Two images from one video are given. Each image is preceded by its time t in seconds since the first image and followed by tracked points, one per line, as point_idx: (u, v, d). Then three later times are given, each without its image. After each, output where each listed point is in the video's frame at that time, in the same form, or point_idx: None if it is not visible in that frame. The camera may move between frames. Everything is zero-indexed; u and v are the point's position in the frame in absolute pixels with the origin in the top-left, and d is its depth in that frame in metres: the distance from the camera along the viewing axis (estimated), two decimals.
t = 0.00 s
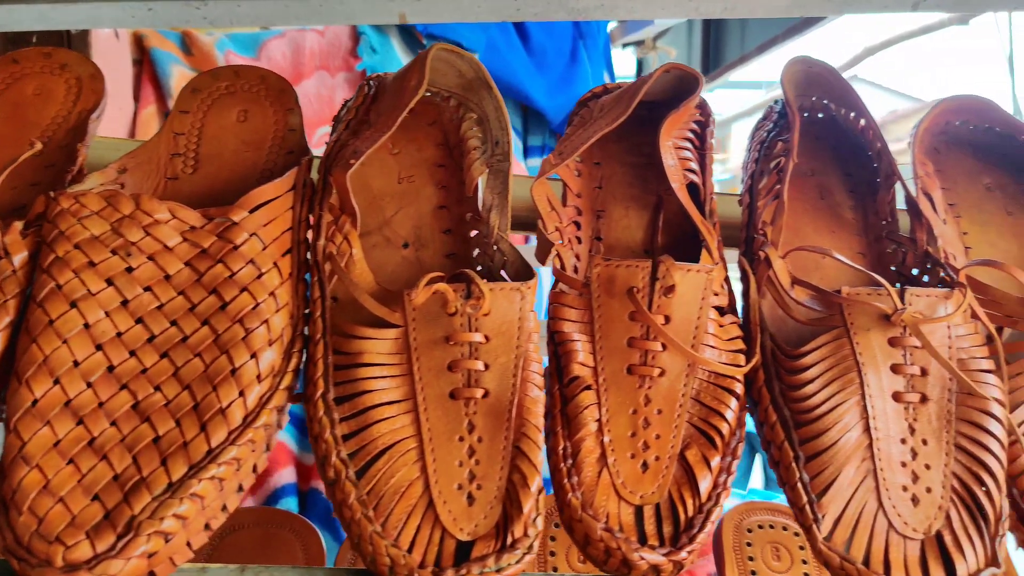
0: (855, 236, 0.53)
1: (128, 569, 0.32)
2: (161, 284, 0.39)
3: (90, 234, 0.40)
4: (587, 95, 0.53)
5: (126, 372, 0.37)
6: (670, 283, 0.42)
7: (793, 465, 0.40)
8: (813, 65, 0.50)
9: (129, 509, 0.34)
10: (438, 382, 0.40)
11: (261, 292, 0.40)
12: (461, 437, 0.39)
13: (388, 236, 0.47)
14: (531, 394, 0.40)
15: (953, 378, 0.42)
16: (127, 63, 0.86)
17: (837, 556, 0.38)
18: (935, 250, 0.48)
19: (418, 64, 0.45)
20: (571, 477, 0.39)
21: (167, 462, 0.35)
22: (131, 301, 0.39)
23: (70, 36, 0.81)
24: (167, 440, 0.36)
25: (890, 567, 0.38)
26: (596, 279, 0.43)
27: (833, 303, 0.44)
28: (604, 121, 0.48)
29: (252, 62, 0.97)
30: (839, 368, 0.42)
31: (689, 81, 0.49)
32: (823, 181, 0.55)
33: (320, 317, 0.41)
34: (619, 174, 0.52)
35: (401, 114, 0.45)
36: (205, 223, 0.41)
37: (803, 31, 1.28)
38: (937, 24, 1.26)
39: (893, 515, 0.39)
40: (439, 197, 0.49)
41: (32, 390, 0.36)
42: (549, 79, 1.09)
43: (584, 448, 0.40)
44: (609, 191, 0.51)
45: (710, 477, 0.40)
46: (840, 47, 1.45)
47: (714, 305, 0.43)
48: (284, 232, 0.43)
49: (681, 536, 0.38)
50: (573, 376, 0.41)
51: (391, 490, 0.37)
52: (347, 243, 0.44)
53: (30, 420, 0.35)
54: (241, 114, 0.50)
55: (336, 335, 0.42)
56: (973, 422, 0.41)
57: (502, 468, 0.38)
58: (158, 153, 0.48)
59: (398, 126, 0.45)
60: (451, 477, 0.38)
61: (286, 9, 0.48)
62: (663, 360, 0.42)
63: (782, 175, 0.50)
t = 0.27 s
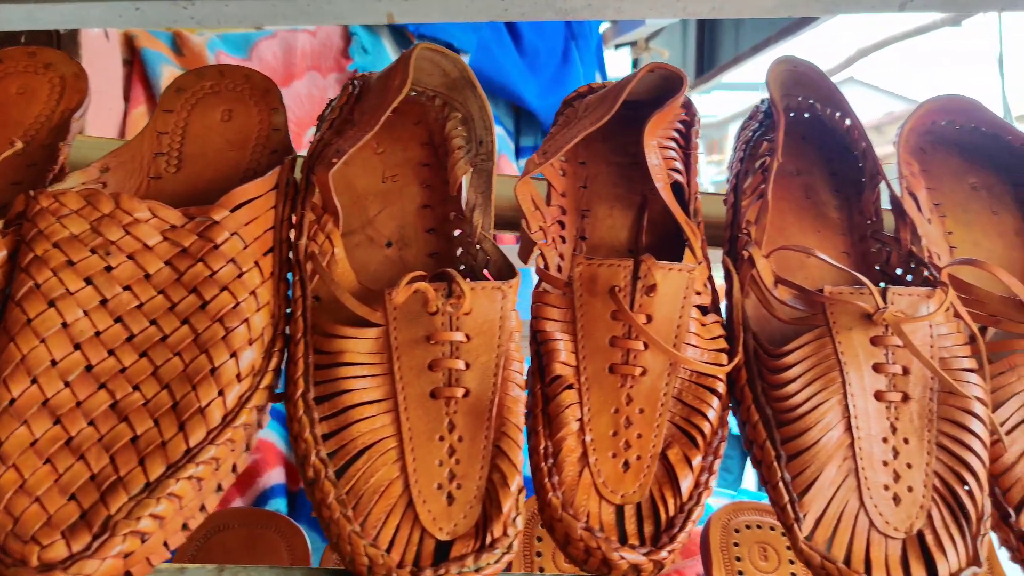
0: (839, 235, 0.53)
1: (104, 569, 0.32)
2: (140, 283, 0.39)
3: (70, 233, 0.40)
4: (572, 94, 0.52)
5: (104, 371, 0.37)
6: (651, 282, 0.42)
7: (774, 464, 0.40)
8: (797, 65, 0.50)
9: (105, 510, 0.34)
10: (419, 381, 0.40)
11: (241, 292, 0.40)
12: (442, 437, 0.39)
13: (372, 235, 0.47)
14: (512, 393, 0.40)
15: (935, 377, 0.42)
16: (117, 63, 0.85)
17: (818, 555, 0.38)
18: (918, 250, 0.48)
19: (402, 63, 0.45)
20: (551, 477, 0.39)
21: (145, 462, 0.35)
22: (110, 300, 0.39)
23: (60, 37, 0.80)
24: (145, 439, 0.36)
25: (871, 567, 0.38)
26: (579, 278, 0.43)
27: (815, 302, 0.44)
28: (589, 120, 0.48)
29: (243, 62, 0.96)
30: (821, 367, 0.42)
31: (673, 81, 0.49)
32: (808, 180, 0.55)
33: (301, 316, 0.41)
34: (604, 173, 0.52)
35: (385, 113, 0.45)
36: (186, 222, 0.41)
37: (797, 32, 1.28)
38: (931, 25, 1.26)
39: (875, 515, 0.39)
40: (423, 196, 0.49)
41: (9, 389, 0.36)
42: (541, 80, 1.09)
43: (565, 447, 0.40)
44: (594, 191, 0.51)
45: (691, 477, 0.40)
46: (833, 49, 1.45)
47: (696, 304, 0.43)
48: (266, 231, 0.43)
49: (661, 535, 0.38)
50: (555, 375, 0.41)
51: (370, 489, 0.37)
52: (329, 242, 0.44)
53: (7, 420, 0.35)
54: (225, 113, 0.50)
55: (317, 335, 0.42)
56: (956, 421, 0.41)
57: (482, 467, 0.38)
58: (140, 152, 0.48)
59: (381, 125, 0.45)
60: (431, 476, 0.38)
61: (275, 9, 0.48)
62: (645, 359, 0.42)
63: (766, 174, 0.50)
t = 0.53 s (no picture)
0: (819, 236, 0.53)
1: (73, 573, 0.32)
2: (115, 284, 0.39)
3: (44, 234, 0.39)
4: (553, 95, 0.53)
5: (77, 373, 0.37)
6: (629, 283, 0.42)
7: (752, 464, 0.40)
8: (778, 66, 0.50)
9: (76, 512, 0.33)
10: (395, 382, 0.39)
11: (217, 293, 0.40)
12: (418, 438, 0.38)
13: (351, 236, 0.47)
14: (490, 395, 0.40)
15: (912, 377, 0.42)
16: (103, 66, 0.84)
17: (794, 555, 0.38)
18: (897, 250, 0.48)
19: (382, 65, 0.45)
20: (528, 478, 0.38)
21: (117, 464, 0.35)
22: (84, 302, 0.38)
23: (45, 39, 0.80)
24: (118, 441, 0.36)
25: (848, 567, 0.38)
26: (557, 279, 0.43)
27: (793, 302, 0.44)
28: (570, 122, 0.48)
29: (231, 65, 0.95)
30: (799, 367, 0.42)
31: (653, 82, 0.49)
32: (789, 181, 0.55)
33: (278, 318, 0.41)
34: (585, 175, 0.52)
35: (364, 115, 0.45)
36: (162, 223, 0.41)
37: (786, 35, 1.28)
38: (919, 30, 1.26)
39: (852, 514, 0.39)
40: (404, 197, 0.49)
41: None
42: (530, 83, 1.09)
43: (542, 448, 0.39)
44: (575, 192, 0.51)
45: (668, 478, 0.40)
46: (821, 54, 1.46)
47: (674, 304, 0.43)
48: (243, 232, 0.43)
49: (638, 536, 0.38)
50: (533, 376, 0.41)
51: (345, 491, 0.37)
52: (307, 243, 0.44)
53: None
54: (205, 114, 0.50)
55: (293, 336, 0.42)
56: (932, 421, 0.41)
57: (458, 468, 0.38)
58: (119, 153, 0.47)
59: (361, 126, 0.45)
60: (406, 478, 0.38)
61: (260, 12, 0.48)
62: (623, 360, 0.42)
63: (747, 176, 0.50)
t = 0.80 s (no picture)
0: (802, 236, 0.53)
1: None
2: (90, 286, 0.39)
3: (19, 235, 0.39)
4: (535, 96, 0.52)
5: (51, 375, 0.37)
6: (608, 283, 0.42)
7: (731, 465, 0.40)
8: (762, 66, 0.50)
9: (48, 515, 0.33)
10: (372, 384, 0.39)
11: (193, 294, 0.40)
12: (394, 439, 0.38)
13: (331, 237, 0.47)
14: (467, 396, 0.40)
15: (891, 377, 0.42)
16: (91, 67, 0.84)
17: (772, 556, 0.38)
18: (879, 251, 0.48)
19: (362, 65, 0.45)
20: (505, 480, 0.38)
21: (90, 466, 0.35)
22: (59, 303, 0.38)
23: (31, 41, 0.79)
24: (91, 443, 0.36)
25: (826, 568, 0.38)
26: (536, 280, 0.43)
27: (773, 303, 0.44)
28: (551, 122, 0.48)
29: (220, 67, 0.95)
30: (778, 368, 0.42)
31: (635, 82, 0.49)
32: (772, 182, 0.55)
33: (255, 319, 0.41)
34: (567, 175, 0.52)
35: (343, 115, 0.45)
36: (138, 224, 0.41)
37: (777, 36, 1.28)
38: (910, 31, 1.26)
39: (831, 515, 0.39)
40: (384, 198, 0.49)
41: None
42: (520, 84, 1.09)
43: (520, 449, 0.39)
44: (557, 192, 0.51)
45: (647, 479, 0.40)
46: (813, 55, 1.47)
47: (653, 304, 0.43)
48: (221, 233, 0.43)
49: (615, 538, 0.38)
50: (511, 377, 0.41)
51: (321, 493, 0.37)
52: (286, 244, 0.43)
53: None
54: (185, 114, 0.49)
55: (271, 337, 0.41)
56: (911, 421, 0.41)
57: (434, 470, 0.38)
58: (98, 153, 0.47)
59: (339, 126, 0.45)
60: (383, 479, 0.37)
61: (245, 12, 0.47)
62: (602, 361, 0.42)
63: (729, 176, 0.50)
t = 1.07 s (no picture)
0: (784, 236, 0.53)
1: None
2: (64, 289, 0.39)
3: None
4: (516, 96, 0.52)
5: (23, 379, 0.36)
6: (585, 284, 0.42)
7: (709, 465, 0.40)
8: (743, 66, 0.49)
9: (19, 520, 0.33)
10: (348, 386, 0.39)
11: (168, 296, 0.40)
12: (370, 441, 0.38)
13: (309, 239, 0.47)
14: (444, 397, 0.40)
15: (870, 376, 0.42)
16: (77, 71, 0.83)
17: (750, 556, 0.37)
18: (860, 250, 0.48)
19: (341, 67, 0.44)
20: (482, 481, 0.38)
21: (62, 470, 0.35)
22: (32, 306, 0.38)
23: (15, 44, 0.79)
24: (64, 447, 0.35)
25: (803, 567, 0.37)
26: (514, 281, 0.43)
27: (752, 302, 0.43)
28: (532, 123, 0.47)
29: (209, 69, 0.94)
30: (756, 368, 0.42)
31: (615, 82, 0.49)
32: (754, 181, 0.55)
33: (232, 321, 0.41)
34: (548, 176, 0.52)
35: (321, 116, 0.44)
36: (113, 226, 0.41)
37: (767, 35, 1.28)
38: (900, 31, 1.27)
39: (809, 514, 0.39)
40: (364, 199, 0.49)
41: None
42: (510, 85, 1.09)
43: (497, 451, 0.39)
44: (538, 193, 0.51)
45: (624, 480, 0.39)
46: (804, 55, 1.47)
47: (631, 304, 0.43)
48: (198, 235, 0.43)
49: (592, 539, 0.37)
50: (489, 378, 0.41)
51: (295, 496, 0.36)
52: (263, 246, 0.43)
53: None
54: (164, 117, 0.49)
55: (247, 340, 0.41)
56: (890, 420, 0.41)
57: (410, 472, 0.38)
58: (75, 156, 0.47)
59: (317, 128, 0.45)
60: (358, 481, 0.37)
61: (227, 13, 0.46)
62: (580, 361, 0.42)
63: (710, 176, 0.50)
